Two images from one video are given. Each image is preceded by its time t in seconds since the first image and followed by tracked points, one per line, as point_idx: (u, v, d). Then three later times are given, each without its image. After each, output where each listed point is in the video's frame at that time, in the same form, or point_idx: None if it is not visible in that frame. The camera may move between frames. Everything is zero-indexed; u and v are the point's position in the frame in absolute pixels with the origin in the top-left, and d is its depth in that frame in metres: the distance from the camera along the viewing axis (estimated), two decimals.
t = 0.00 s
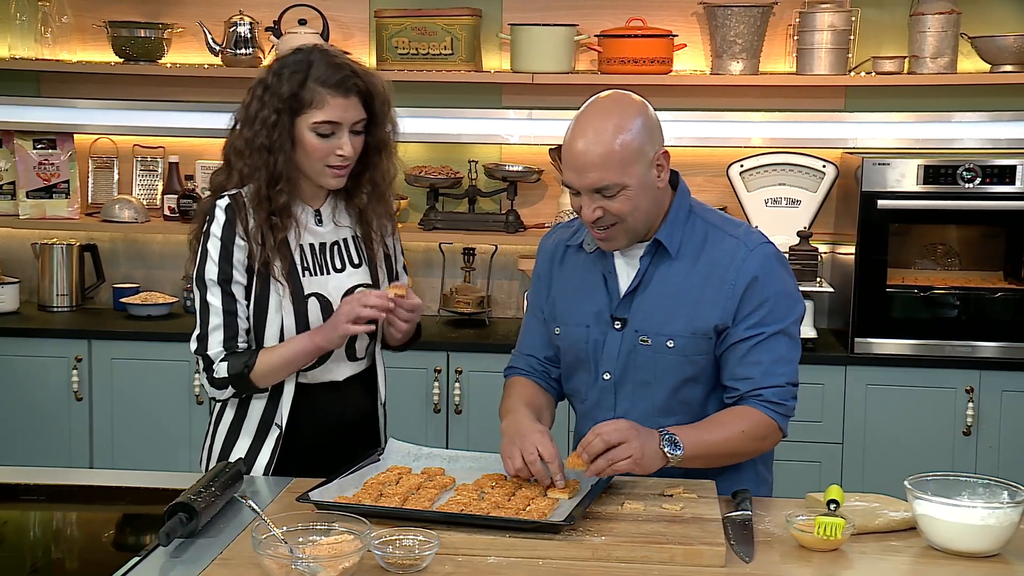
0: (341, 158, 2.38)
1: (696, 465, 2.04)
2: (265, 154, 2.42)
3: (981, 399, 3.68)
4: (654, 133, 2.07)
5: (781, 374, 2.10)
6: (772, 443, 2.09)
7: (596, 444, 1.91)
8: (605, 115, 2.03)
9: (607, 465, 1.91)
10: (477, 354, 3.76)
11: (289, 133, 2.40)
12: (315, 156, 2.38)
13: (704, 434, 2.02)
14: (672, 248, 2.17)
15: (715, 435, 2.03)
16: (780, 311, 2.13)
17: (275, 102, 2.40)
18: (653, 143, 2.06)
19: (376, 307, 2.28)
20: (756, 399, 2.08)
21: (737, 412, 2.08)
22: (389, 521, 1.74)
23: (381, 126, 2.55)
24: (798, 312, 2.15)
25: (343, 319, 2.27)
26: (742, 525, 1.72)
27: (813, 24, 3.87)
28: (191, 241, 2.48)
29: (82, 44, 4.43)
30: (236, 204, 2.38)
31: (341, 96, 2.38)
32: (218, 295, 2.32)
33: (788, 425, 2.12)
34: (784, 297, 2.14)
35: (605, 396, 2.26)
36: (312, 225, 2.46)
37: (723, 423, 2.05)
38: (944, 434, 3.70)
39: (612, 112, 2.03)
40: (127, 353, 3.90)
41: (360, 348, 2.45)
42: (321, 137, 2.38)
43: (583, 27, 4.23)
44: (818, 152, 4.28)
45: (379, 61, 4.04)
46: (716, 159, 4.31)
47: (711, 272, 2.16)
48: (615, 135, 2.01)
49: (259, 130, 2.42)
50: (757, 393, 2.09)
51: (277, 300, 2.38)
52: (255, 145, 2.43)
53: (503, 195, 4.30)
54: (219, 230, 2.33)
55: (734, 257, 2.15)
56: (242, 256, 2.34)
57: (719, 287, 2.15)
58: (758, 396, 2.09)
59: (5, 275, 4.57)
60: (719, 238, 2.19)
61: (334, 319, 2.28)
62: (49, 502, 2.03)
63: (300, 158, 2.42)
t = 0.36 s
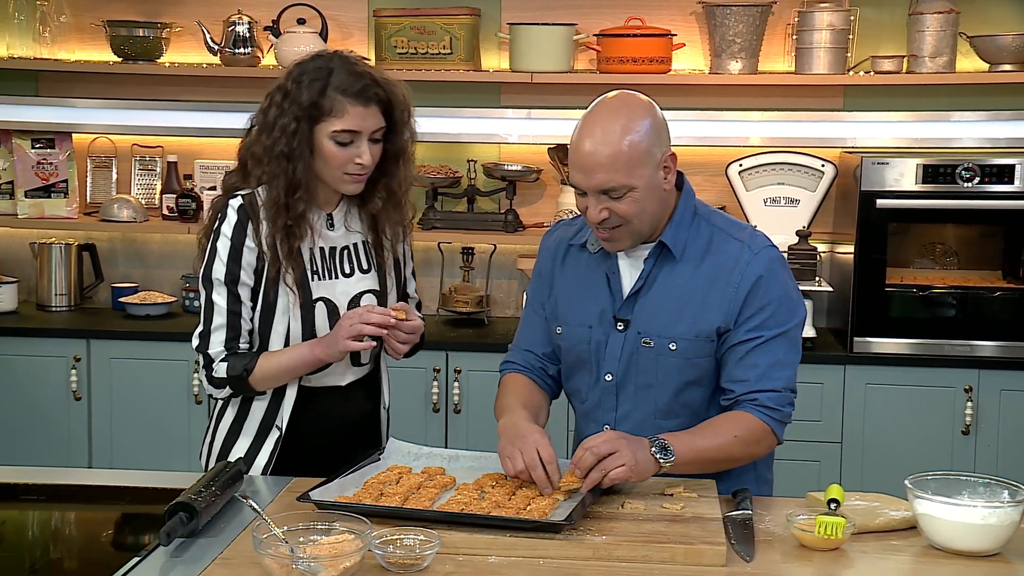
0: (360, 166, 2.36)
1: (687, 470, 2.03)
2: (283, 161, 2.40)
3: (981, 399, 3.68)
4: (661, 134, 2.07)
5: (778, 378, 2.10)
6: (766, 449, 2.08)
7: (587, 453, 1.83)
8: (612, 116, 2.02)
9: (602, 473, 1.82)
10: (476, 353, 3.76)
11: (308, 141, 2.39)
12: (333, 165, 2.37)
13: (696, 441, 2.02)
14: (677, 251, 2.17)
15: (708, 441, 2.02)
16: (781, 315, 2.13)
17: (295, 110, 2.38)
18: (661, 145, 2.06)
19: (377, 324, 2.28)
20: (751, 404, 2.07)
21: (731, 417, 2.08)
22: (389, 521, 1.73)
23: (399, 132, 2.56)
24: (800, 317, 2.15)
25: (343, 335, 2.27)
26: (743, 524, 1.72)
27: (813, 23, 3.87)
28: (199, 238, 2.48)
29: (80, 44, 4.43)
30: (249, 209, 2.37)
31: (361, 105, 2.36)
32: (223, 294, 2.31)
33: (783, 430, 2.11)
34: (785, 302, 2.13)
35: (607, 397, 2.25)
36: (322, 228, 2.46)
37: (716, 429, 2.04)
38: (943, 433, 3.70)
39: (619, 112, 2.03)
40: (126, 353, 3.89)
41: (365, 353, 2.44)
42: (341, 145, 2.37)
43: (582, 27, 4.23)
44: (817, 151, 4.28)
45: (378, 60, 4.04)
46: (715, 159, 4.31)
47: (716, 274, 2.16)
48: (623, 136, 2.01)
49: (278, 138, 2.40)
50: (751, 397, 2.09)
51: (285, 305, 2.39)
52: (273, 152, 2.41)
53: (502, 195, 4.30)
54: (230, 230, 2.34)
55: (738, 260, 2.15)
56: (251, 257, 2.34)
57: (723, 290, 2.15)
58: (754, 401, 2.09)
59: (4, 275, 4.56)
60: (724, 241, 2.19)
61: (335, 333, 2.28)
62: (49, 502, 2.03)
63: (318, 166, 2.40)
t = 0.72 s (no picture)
0: (368, 168, 2.36)
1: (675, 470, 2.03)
2: (292, 163, 2.39)
3: (978, 398, 3.69)
4: (660, 135, 2.06)
5: (770, 379, 2.09)
6: (756, 448, 2.07)
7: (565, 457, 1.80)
8: (610, 115, 2.02)
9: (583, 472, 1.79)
10: (474, 353, 3.76)
11: (317, 142, 2.38)
12: (342, 167, 2.36)
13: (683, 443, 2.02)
14: (674, 250, 2.17)
15: (694, 442, 2.02)
16: (778, 315, 2.12)
17: (305, 111, 2.37)
18: (659, 145, 2.06)
19: (349, 342, 2.22)
20: (740, 404, 2.06)
21: (719, 420, 2.07)
22: (390, 521, 1.73)
23: (407, 136, 2.54)
24: (797, 317, 2.14)
25: (318, 349, 2.24)
26: (743, 523, 1.72)
27: (811, 23, 3.88)
28: (204, 235, 2.48)
29: (78, 43, 4.43)
30: (255, 209, 2.37)
31: (371, 108, 2.36)
32: (220, 290, 2.32)
33: (776, 432, 2.10)
34: (781, 302, 2.12)
35: (603, 396, 2.26)
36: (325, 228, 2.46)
37: (704, 430, 2.04)
38: (941, 432, 3.70)
39: (617, 111, 2.03)
40: (124, 352, 3.89)
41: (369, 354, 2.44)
42: (350, 148, 2.37)
43: (579, 25, 4.23)
44: (815, 150, 4.28)
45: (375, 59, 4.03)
46: (713, 157, 4.31)
47: (713, 274, 2.16)
48: (619, 136, 2.01)
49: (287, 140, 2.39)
50: (742, 397, 2.08)
51: (290, 304, 2.40)
52: (283, 153, 2.40)
53: (500, 194, 4.30)
54: (233, 229, 2.33)
55: (735, 260, 2.15)
56: (254, 257, 2.34)
57: (719, 290, 2.15)
58: (744, 401, 2.08)
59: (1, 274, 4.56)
60: (721, 240, 2.18)
61: (312, 346, 2.25)
62: (49, 502, 2.02)
63: (326, 168, 2.40)
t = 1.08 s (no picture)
0: (370, 167, 2.36)
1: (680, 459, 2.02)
2: (295, 162, 2.39)
3: (975, 396, 3.69)
4: (659, 127, 2.07)
5: (772, 374, 2.08)
6: (760, 442, 2.07)
7: (568, 443, 1.84)
8: (609, 98, 2.04)
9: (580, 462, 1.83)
10: (472, 352, 3.76)
11: (320, 141, 2.38)
12: (344, 165, 2.36)
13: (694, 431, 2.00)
14: (669, 244, 2.17)
15: (701, 431, 2.01)
16: (775, 311, 2.11)
17: (307, 111, 2.37)
18: (655, 135, 2.06)
19: (337, 350, 2.20)
20: (746, 398, 2.06)
21: (724, 410, 2.06)
22: (392, 520, 1.72)
23: (409, 135, 2.55)
24: (794, 314, 2.12)
25: (305, 356, 2.22)
26: (744, 521, 1.72)
27: (807, 21, 3.88)
28: (205, 233, 2.48)
29: (74, 42, 4.42)
30: (256, 208, 2.37)
31: (374, 107, 2.36)
32: (219, 288, 2.32)
33: (778, 426, 2.09)
34: (778, 298, 2.11)
35: (598, 390, 2.25)
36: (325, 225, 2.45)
37: (707, 420, 2.03)
38: (938, 430, 3.70)
39: (616, 96, 2.05)
40: (120, 352, 3.88)
41: (370, 352, 2.43)
42: (352, 147, 2.36)
43: (576, 24, 4.23)
44: (811, 149, 4.28)
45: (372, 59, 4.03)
46: (710, 156, 4.31)
47: (708, 269, 2.15)
48: (614, 119, 2.02)
49: (289, 139, 2.39)
50: (746, 391, 2.07)
51: (291, 303, 2.40)
52: (285, 152, 2.40)
53: (497, 193, 4.30)
54: (233, 227, 2.33)
55: (730, 256, 2.14)
56: (253, 255, 2.34)
57: (714, 285, 2.14)
58: (749, 395, 2.07)
59: None
60: (716, 235, 2.18)
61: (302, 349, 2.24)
62: (48, 502, 2.02)
63: (328, 167, 2.40)
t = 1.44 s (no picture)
0: (370, 157, 2.36)
1: (666, 440, 2.05)
2: (295, 154, 2.39)
3: (973, 394, 3.70)
4: (669, 118, 2.13)
5: (769, 368, 2.08)
6: (754, 437, 2.07)
7: (552, 400, 1.96)
8: (623, 84, 2.11)
9: (553, 419, 1.95)
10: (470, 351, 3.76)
11: (319, 132, 2.38)
12: (343, 155, 2.36)
13: (686, 412, 2.03)
14: (668, 235, 2.18)
15: (689, 415, 2.03)
16: (773, 304, 2.11)
17: (306, 102, 2.38)
18: (661, 124, 2.12)
19: (345, 339, 2.18)
20: (742, 390, 2.06)
21: (718, 398, 2.06)
22: (393, 519, 1.72)
23: (405, 125, 2.55)
24: (794, 309, 2.13)
25: (313, 347, 2.19)
26: (745, 519, 1.72)
27: (805, 20, 3.88)
28: (205, 232, 2.47)
29: (70, 40, 4.41)
30: (258, 202, 2.36)
31: (372, 97, 2.37)
32: (221, 285, 2.30)
33: (775, 419, 2.09)
34: (778, 291, 2.11)
35: (593, 378, 2.26)
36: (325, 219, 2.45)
37: (707, 414, 2.03)
38: (936, 428, 3.71)
39: (630, 80, 2.12)
40: (118, 351, 3.88)
41: (370, 347, 2.43)
42: (351, 137, 2.37)
43: (574, 22, 4.23)
44: (809, 147, 4.29)
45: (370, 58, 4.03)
46: (708, 154, 4.31)
47: (706, 261, 2.15)
48: (624, 104, 2.10)
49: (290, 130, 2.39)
50: (743, 384, 2.07)
51: (294, 298, 2.38)
52: (285, 144, 2.40)
53: (495, 192, 4.30)
54: (234, 223, 2.32)
55: (728, 248, 2.14)
56: (255, 250, 2.33)
57: (711, 277, 2.14)
58: (745, 387, 2.07)
59: None
60: (716, 228, 2.18)
61: (308, 341, 2.21)
62: (49, 502, 2.01)
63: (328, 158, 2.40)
